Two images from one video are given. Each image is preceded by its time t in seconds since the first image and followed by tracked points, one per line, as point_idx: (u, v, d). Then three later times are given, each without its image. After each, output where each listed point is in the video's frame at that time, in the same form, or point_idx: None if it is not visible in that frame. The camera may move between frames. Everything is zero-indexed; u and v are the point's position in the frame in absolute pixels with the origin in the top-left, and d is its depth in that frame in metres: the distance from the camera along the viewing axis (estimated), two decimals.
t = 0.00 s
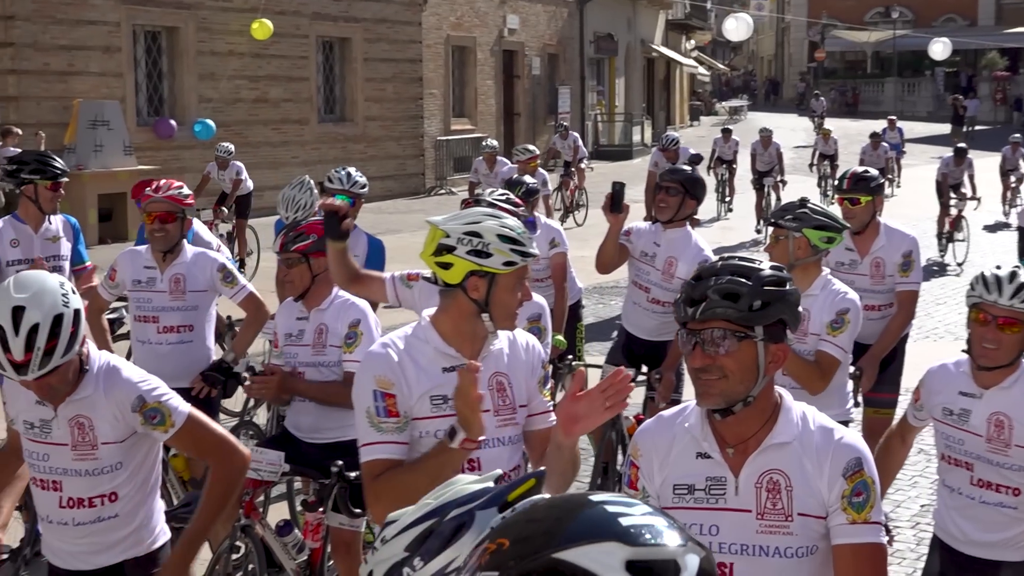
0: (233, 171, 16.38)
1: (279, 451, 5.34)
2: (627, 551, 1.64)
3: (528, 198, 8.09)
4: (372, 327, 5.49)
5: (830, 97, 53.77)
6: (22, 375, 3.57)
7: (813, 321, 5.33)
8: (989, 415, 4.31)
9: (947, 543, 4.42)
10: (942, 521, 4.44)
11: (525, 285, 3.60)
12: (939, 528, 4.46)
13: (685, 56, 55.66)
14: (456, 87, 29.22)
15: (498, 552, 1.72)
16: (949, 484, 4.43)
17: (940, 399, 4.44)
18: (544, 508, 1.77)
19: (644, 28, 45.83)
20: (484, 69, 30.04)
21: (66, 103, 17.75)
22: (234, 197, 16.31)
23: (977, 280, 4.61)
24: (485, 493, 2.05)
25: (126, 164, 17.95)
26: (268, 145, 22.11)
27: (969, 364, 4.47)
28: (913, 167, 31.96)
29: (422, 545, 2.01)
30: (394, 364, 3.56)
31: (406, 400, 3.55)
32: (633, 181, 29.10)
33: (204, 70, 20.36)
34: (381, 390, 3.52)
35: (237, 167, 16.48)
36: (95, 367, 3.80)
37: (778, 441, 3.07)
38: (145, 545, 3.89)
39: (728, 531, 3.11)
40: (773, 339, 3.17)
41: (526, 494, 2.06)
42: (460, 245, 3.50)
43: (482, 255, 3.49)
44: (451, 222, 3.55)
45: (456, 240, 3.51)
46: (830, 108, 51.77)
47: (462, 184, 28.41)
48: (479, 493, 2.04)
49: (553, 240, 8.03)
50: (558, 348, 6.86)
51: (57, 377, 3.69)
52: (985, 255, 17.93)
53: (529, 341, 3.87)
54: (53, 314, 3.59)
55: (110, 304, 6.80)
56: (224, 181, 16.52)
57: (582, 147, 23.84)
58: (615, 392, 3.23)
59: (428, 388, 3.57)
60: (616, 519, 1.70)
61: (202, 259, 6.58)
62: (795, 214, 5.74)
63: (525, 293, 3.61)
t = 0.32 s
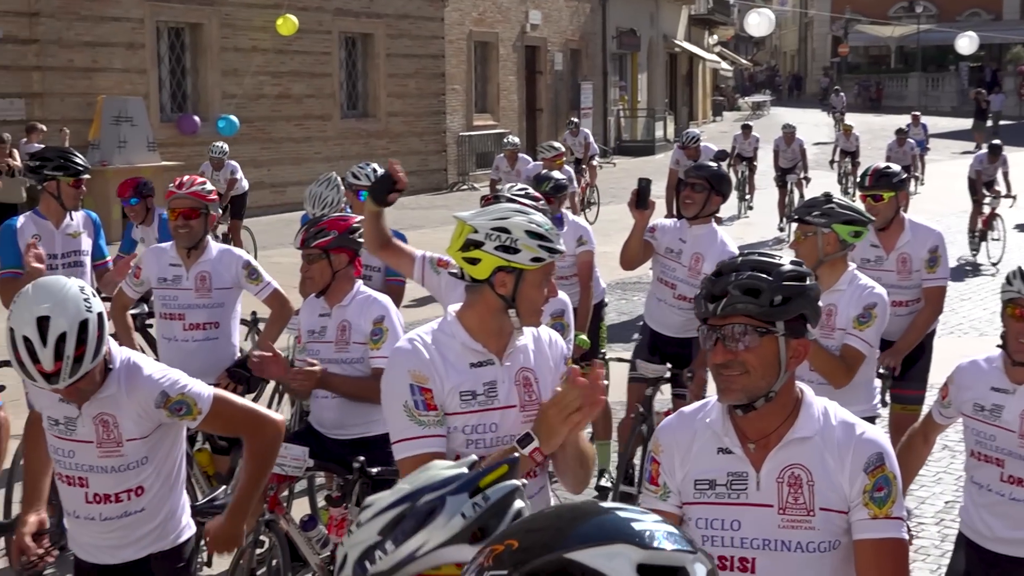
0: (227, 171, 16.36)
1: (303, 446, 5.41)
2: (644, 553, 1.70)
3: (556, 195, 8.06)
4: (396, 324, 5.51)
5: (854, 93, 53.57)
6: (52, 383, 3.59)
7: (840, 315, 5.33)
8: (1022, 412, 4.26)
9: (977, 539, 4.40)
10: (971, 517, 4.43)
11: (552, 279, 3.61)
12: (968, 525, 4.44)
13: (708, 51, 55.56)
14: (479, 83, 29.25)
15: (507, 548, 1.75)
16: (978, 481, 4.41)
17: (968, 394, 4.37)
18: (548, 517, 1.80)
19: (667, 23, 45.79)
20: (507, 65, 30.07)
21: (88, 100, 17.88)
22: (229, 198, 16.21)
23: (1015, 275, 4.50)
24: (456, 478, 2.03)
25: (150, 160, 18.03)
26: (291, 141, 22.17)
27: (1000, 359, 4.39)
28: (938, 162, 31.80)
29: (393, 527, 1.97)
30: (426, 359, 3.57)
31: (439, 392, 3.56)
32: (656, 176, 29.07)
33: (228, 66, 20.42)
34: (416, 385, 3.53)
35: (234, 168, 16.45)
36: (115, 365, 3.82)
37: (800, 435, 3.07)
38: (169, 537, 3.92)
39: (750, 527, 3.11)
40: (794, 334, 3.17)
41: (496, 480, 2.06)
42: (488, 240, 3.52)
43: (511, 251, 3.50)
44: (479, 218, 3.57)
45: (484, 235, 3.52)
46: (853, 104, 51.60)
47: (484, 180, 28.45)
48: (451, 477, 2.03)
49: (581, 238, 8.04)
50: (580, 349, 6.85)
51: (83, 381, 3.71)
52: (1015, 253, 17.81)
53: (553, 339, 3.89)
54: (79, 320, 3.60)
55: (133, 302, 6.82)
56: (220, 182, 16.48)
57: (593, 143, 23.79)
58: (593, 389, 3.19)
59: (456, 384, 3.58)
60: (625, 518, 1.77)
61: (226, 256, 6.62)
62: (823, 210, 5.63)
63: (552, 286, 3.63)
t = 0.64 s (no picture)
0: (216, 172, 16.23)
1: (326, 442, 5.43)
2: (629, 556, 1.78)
3: (591, 191, 8.09)
4: (416, 319, 5.52)
5: (876, 88, 53.33)
6: (81, 389, 3.63)
7: (865, 309, 5.31)
8: None
9: (1008, 541, 4.29)
10: (996, 518, 4.33)
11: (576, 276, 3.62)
12: (996, 524, 4.34)
13: (730, 46, 55.46)
14: (500, 79, 29.26)
15: (501, 555, 1.86)
16: (1002, 479, 4.31)
17: (995, 392, 4.23)
18: (554, 522, 1.89)
19: (688, 19, 45.73)
20: (528, 60, 30.04)
21: (111, 96, 17.99)
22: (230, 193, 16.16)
23: None
24: (431, 455, 2.35)
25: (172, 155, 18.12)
26: (313, 137, 22.21)
27: None
28: (961, 158, 31.64)
29: (368, 501, 2.29)
30: (449, 355, 3.57)
31: (461, 387, 3.57)
32: (677, 172, 29.02)
33: (249, 62, 20.48)
34: (437, 380, 3.54)
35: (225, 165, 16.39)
36: (140, 363, 3.84)
37: (822, 431, 3.07)
38: (193, 532, 3.93)
39: (772, 522, 3.11)
40: (816, 330, 3.17)
41: (471, 457, 2.39)
42: (514, 236, 3.53)
43: (536, 247, 3.52)
44: (504, 213, 3.58)
45: (509, 231, 3.54)
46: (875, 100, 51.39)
47: (505, 176, 28.47)
48: (425, 455, 2.35)
49: (615, 237, 8.09)
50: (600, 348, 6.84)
51: (110, 384, 3.74)
52: None
53: (578, 335, 3.88)
54: (104, 325, 3.63)
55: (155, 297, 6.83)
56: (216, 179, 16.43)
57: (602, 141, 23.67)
58: (671, 374, 3.24)
59: (479, 380, 3.58)
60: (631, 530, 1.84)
61: (249, 252, 6.66)
62: (851, 206, 5.63)
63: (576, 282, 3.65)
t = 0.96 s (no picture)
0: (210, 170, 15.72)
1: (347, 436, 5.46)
2: (590, 556, 1.82)
3: (629, 183, 8.09)
4: (437, 315, 5.54)
5: (898, 84, 53.02)
6: (106, 389, 3.65)
7: (889, 308, 5.28)
8: None
9: None
10: (1010, 516, 4.24)
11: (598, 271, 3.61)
12: (1012, 523, 4.23)
13: (750, 42, 55.33)
14: (519, 75, 29.24)
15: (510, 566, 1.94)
16: (1015, 478, 4.23)
17: (1010, 391, 4.17)
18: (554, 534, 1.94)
19: (708, 15, 45.62)
20: (547, 56, 30.00)
21: (132, 91, 18.02)
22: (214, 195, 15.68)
23: None
24: (419, 442, 2.44)
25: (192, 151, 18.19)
26: (333, 133, 22.24)
27: None
28: (982, 155, 31.48)
29: (355, 483, 2.39)
30: (471, 349, 3.57)
31: (485, 382, 3.56)
32: (697, 168, 28.97)
33: (269, 58, 20.50)
34: (462, 374, 3.54)
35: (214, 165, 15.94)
36: (162, 361, 3.84)
37: (846, 428, 3.06)
38: (214, 525, 3.93)
39: (796, 519, 3.09)
40: (841, 326, 3.16)
41: (459, 442, 2.45)
42: (536, 232, 3.53)
43: (558, 244, 3.51)
44: (527, 209, 3.58)
45: (531, 227, 3.54)
46: (896, 96, 51.11)
47: (525, 172, 28.47)
48: (414, 441, 2.44)
49: (648, 233, 8.07)
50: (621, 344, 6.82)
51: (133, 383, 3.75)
52: None
53: (598, 330, 3.86)
54: (128, 324, 3.63)
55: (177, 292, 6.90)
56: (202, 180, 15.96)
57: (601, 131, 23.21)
58: (671, 365, 3.28)
59: (503, 375, 3.57)
60: (596, 531, 1.88)
61: (270, 249, 6.66)
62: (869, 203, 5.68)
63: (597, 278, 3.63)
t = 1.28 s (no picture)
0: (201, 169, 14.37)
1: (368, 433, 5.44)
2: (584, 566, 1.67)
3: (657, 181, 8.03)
4: (460, 310, 5.53)
5: (918, 79, 52.85)
6: (126, 388, 3.66)
7: (907, 306, 5.24)
8: None
9: None
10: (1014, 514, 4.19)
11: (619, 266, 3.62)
12: (1015, 521, 4.19)
13: (770, 38, 55.26)
14: (539, 71, 29.25)
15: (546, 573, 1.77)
16: (1017, 474, 4.17)
17: (1012, 388, 4.11)
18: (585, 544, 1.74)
19: (728, 11, 45.55)
20: (567, 52, 30.00)
21: (152, 88, 18.04)
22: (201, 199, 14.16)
23: None
24: (401, 434, 2.44)
25: (212, 147, 18.22)
26: (352, 129, 22.27)
27: None
28: (1003, 151, 31.33)
29: (336, 473, 2.40)
30: (492, 346, 3.56)
31: (505, 377, 3.55)
32: (717, 164, 28.94)
33: (289, 54, 20.53)
34: (481, 370, 3.52)
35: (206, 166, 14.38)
36: (183, 359, 3.85)
37: (870, 424, 3.04)
38: (234, 521, 3.95)
39: (819, 515, 3.08)
40: (866, 323, 3.15)
41: (442, 437, 2.46)
42: (557, 227, 3.54)
43: (579, 239, 3.52)
44: (548, 205, 3.60)
45: (553, 222, 3.55)
46: (916, 91, 50.98)
47: (544, 168, 28.48)
48: (396, 432, 2.44)
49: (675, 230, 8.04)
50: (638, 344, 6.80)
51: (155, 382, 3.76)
52: None
53: (621, 329, 3.86)
54: (148, 325, 3.64)
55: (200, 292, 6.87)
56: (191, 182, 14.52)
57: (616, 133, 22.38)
58: (687, 380, 3.26)
59: (524, 370, 3.56)
60: (595, 541, 1.72)
61: (291, 246, 6.68)
62: (891, 199, 5.65)
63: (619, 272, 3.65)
